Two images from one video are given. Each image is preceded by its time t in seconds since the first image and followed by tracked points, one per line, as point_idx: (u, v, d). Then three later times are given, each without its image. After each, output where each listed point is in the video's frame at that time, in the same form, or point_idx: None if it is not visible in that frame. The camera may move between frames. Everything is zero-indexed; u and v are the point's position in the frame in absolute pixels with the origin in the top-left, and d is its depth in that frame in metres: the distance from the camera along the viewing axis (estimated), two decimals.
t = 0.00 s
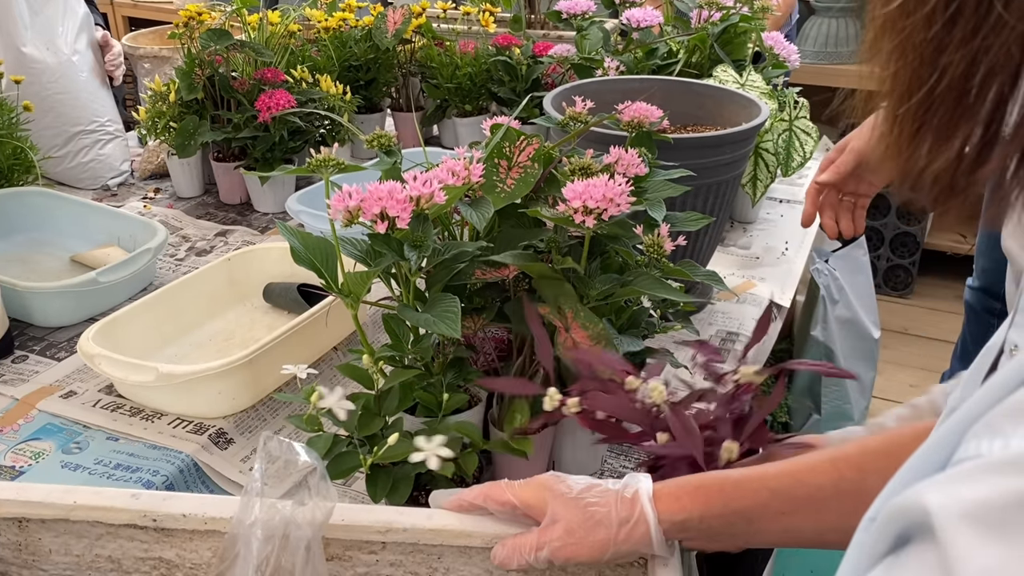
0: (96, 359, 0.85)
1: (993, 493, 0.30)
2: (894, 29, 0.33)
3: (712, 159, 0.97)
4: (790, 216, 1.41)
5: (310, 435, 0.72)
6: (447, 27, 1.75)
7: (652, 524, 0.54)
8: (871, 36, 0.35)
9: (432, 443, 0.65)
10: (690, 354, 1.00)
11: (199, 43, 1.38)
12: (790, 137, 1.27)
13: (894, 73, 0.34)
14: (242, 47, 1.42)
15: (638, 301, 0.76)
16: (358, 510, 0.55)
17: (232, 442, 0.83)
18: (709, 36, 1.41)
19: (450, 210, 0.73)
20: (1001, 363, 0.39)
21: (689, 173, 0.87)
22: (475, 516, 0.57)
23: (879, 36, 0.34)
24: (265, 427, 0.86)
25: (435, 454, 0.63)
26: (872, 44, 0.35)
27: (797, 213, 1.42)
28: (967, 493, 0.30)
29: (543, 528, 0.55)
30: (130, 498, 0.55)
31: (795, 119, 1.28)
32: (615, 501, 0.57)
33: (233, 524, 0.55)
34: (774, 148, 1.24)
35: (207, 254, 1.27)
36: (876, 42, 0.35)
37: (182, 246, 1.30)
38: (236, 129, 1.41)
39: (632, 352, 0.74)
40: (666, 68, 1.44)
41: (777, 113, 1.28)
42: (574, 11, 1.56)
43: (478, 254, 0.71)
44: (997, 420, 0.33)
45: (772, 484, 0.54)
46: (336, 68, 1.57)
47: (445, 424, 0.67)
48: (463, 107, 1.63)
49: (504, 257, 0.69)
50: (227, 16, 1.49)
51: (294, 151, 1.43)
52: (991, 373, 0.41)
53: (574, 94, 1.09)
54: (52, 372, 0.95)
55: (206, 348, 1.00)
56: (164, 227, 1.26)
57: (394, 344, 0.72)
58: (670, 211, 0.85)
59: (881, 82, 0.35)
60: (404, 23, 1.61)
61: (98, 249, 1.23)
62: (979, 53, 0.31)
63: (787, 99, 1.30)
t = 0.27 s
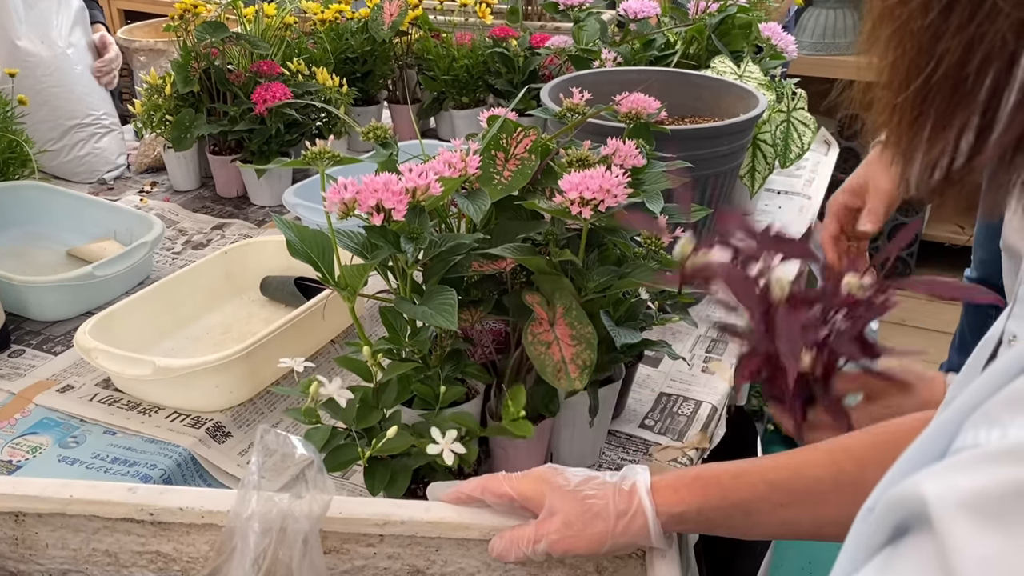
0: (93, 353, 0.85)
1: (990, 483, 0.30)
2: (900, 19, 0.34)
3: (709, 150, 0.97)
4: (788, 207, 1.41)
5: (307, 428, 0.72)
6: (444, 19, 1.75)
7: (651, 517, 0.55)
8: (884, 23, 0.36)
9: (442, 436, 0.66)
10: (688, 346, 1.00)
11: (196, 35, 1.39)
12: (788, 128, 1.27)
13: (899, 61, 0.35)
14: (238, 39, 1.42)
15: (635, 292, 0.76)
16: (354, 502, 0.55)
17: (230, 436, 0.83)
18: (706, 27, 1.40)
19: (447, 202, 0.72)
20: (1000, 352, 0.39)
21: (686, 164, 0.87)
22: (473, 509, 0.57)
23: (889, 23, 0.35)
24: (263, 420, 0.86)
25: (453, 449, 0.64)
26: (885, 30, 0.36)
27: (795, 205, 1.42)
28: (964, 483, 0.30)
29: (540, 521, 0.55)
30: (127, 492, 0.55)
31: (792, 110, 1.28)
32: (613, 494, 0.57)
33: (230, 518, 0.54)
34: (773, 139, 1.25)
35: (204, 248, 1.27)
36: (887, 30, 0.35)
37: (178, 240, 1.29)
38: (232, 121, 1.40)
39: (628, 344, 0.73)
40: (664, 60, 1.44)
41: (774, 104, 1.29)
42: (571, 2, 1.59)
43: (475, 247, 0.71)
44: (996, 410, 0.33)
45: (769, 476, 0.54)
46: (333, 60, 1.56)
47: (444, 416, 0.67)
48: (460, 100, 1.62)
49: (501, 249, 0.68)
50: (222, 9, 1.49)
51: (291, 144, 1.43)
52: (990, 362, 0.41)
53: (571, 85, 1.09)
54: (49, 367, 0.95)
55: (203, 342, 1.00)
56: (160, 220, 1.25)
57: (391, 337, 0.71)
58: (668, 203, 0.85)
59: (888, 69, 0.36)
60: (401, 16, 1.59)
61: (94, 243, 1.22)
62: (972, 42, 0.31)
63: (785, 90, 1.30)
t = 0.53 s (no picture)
0: (89, 348, 0.85)
1: (996, 481, 0.30)
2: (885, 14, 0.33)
3: (708, 143, 0.96)
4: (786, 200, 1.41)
5: (305, 423, 0.72)
6: (441, 12, 1.74)
7: (648, 510, 0.55)
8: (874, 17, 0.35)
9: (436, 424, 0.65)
10: (686, 339, 1.00)
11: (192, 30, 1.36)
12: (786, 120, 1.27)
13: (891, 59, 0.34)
14: (234, 33, 1.41)
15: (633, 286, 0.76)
16: (352, 497, 0.55)
17: (227, 430, 0.83)
18: (704, 19, 1.40)
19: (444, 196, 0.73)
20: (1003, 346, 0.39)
21: (684, 156, 0.87)
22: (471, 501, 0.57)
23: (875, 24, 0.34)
24: (260, 414, 0.86)
25: (441, 434, 0.64)
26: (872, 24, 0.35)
27: (793, 197, 1.42)
28: (970, 481, 0.30)
29: (538, 514, 0.55)
30: (124, 487, 0.55)
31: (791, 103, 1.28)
32: (612, 488, 0.57)
33: (228, 512, 0.54)
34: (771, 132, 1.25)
35: (201, 242, 1.27)
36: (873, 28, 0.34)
37: (175, 234, 1.29)
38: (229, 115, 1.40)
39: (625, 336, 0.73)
40: (661, 52, 1.43)
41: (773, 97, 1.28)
42: None
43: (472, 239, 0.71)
44: (1001, 406, 0.33)
45: (768, 469, 0.55)
46: (329, 54, 1.56)
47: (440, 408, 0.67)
48: (457, 93, 1.62)
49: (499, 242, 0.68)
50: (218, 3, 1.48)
51: (288, 138, 1.42)
52: (993, 355, 0.41)
53: (568, 78, 1.09)
54: (46, 362, 0.95)
55: (200, 337, 0.99)
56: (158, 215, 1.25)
57: (388, 331, 0.71)
58: (665, 195, 0.85)
59: (879, 73, 0.34)
60: (398, 8, 1.60)
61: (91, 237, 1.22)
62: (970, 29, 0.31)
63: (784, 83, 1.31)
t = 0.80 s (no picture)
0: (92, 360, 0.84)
1: None
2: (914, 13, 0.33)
3: (709, 149, 0.97)
4: (782, 204, 1.41)
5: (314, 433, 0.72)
6: (436, 20, 1.75)
7: (664, 522, 0.55)
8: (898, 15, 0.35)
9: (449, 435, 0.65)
10: (688, 344, 1.00)
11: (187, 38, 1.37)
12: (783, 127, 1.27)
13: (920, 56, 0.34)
14: (229, 42, 1.40)
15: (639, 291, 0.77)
16: (373, 505, 0.55)
17: (233, 441, 0.83)
18: (698, 26, 1.42)
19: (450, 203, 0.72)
20: None
21: (686, 163, 0.87)
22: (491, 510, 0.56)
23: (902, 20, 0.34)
24: (266, 424, 0.86)
25: (458, 446, 0.64)
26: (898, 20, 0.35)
27: (788, 202, 1.43)
28: None
29: (555, 523, 0.55)
30: (139, 499, 0.55)
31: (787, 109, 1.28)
32: (628, 498, 0.58)
33: (246, 523, 0.54)
34: (768, 137, 1.26)
35: (199, 252, 1.26)
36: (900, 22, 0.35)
37: (173, 244, 1.29)
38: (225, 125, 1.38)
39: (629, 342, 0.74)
40: (657, 58, 1.44)
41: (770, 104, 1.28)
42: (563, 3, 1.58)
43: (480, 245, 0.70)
44: None
45: (785, 480, 0.57)
46: (325, 63, 1.56)
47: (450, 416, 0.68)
48: (453, 101, 1.62)
49: (507, 249, 0.68)
50: (213, 12, 1.48)
51: (285, 147, 1.42)
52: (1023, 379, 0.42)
53: (568, 85, 1.09)
54: (47, 374, 0.94)
55: (201, 347, 0.99)
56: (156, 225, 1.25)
57: (396, 339, 0.71)
58: (669, 201, 0.85)
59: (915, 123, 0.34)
60: (392, 17, 1.57)
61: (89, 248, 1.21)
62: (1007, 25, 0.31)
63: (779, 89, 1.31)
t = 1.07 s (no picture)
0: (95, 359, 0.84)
1: None
2: None
3: (712, 150, 0.97)
4: (783, 207, 1.42)
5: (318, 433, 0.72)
6: (438, 22, 1.75)
7: (671, 523, 0.55)
8: None
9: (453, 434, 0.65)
10: (690, 345, 1.00)
11: (189, 39, 1.36)
12: (784, 128, 1.29)
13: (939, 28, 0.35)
14: (232, 43, 1.40)
15: (643, 293, 0.77)
16: (381, 505, 0.55)
17: (236, 441, 0.83)
18: (701, 28, 1.42)
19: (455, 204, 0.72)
20: None
21: (690, 165, 0.88)
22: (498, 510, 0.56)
23: None
24: (269, 424, 0.86)
25: (462, 446, 0.64)
26: None
27: (789, 204, 1.43)
28: None
29: (562, 525, 0.55)
30: (146, 498, 0.55)
31: (788, 110, 1.30)
32: (635, 499, 0.58)
33: (253, 522, 0.54)
34: (769, 139, 1.26)
35: (201, 252, 1.26)
36: None
37: (174, 244, 1.29)
38: (227, 125, 1.39)
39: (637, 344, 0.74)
40: (659, 61, 1.44)
41: (771, 106, 1.30)
42: (566, 4, 1.59)
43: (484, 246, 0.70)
44: None
45: (792, 480, 0.57)
46: (327, 63, 1.56)
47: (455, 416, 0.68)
48: (454, 102, 1.62)
49: (512, 249, 0.68)
50: (215, 12, 1.48)
51: (286, 148, 1.42)
52: None
53: (570, 87, 1.09)
54: (49, 373, 0.94)
55: (204, 347, 0.99)
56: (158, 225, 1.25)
57: (400, 339, 0.71)
58: (672, 203, 0.85)
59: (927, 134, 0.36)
60: (395, 17, 1.59)
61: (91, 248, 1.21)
62: None
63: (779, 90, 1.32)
